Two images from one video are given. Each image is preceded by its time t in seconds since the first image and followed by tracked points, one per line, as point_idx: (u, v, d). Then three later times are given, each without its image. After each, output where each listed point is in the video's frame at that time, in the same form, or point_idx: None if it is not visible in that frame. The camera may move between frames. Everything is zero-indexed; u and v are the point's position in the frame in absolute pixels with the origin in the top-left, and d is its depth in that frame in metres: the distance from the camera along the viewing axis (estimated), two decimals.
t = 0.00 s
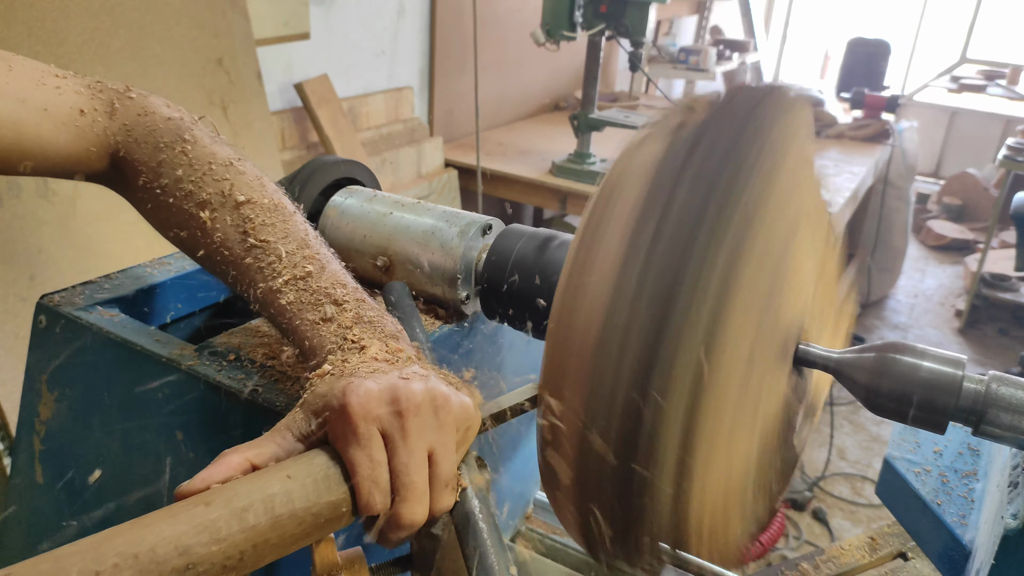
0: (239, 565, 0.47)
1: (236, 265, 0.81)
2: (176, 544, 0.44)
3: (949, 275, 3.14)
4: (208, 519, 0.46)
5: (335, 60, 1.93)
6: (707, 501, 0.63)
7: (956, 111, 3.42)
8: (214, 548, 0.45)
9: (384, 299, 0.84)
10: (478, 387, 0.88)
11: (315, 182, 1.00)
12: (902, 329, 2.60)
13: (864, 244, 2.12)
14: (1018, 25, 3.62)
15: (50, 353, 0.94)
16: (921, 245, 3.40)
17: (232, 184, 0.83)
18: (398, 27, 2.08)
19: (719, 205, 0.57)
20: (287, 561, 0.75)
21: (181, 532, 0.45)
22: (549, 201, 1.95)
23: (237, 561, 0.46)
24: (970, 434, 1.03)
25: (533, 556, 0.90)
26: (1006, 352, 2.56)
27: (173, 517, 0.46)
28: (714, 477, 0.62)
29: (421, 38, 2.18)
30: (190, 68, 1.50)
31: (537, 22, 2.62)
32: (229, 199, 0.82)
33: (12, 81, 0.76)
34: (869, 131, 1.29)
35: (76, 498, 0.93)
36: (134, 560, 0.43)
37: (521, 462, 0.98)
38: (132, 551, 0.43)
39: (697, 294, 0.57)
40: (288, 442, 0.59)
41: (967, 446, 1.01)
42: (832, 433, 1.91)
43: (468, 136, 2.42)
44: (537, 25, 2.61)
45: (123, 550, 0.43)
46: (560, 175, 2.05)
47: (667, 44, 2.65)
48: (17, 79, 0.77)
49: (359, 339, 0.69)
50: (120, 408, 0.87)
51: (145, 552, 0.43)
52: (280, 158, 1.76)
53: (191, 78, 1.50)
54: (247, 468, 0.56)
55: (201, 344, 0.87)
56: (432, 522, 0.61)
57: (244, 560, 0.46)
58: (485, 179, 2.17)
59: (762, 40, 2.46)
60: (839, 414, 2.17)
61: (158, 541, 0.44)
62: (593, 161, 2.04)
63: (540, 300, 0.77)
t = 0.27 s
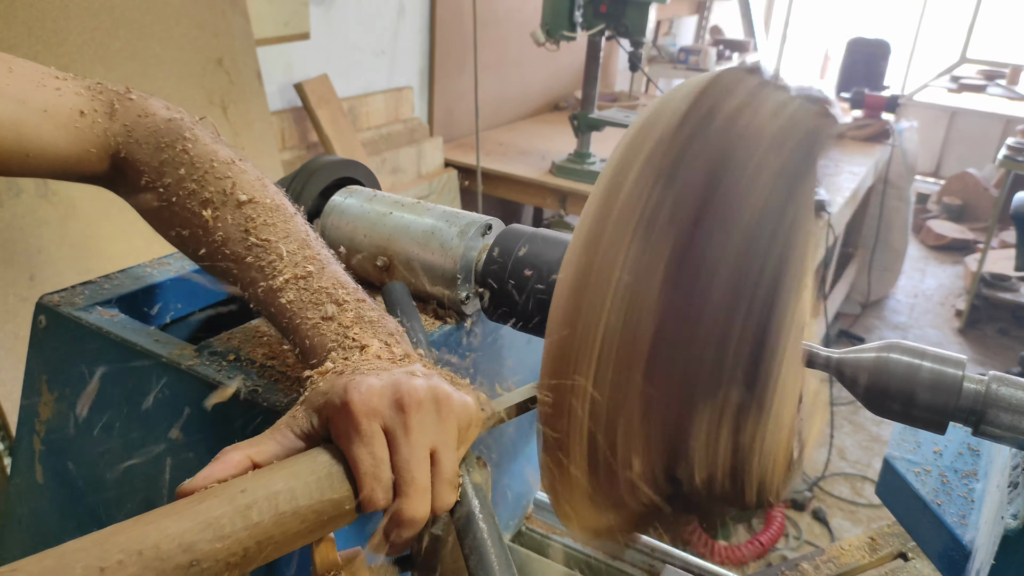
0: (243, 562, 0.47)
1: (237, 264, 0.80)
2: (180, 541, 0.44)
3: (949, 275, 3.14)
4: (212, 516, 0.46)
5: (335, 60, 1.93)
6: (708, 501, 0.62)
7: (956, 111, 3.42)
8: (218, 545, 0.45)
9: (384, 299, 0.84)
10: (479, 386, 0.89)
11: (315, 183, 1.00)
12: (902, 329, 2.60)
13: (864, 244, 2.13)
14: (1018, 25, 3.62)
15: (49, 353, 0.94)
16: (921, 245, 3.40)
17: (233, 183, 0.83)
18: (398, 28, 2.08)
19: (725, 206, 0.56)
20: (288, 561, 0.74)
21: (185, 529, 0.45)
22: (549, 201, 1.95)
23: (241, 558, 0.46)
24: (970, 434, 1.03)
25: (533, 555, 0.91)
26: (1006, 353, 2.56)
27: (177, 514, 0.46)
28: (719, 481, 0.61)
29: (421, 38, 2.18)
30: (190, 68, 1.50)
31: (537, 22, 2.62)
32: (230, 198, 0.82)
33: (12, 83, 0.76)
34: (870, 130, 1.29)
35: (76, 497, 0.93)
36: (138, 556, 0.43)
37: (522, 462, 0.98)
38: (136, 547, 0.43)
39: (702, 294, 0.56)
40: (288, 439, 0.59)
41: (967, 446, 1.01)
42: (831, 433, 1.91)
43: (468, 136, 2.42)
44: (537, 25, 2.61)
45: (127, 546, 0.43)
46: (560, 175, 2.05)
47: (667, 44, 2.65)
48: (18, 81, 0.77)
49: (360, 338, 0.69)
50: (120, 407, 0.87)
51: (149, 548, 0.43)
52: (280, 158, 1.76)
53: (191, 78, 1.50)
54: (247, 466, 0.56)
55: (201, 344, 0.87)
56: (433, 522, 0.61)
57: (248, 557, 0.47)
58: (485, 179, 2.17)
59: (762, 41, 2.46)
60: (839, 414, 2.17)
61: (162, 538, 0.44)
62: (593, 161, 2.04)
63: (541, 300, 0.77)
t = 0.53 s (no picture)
0: (246, 560, 0.47)
1: (238, 264, 0.80)
2: (183, 539, 0.44)
3: (949, 275, 3.14)
4: (215, 514, 0.46)
5: (336, 60, 1.93)
6: (708, 502, 0.62)
7: (957, 111, 3.41)
8: (221, 543, 0.45)
9: (384, 299, 0.84)
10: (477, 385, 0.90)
11: (315, 183, 1.00)
12: (902, 329, 2.60)
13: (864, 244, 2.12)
14: (1018, 26, 3.61)
15: (49, 353, 0.94)
16: (921, 245, 3.40)
17: (234, 184, 0.83)
18: (398, 27, 2.08)
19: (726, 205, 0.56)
20: (287, 561, 0.74)
21: (189, 527, 0.45)
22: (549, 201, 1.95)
23: (244, 556, 0.46)
24: (970, 434, 1.03)
25: (533, 554, 0.90)
26: (1006, 353, 2.56)
27: (179, 512, 0.46)
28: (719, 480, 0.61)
29: (421, 38, 2.18)
30: (191, 67, 1.50)
31: (537, 22, 2.62)
32: (231, 199, 0.82)
33: (12, 85, 0.76)
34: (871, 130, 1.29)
35: (76, 498, 0.93)
36: (141, 553, 0.43)
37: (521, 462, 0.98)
38: (139, 545, 0.43)
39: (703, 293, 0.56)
40: (288, 437, 0.59)
41: (967, 446, 1.01)
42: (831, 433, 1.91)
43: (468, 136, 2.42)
44: (537, 25, 2.61)
45: (130, 543, 0.43)
46: (560, 175, 2.05)
47: (668, 44, 2.65)
48: (18, 83, 0.77)
49: (360, 338, 0.69)
50: (120, 407, 0.87)
51: (152, 546, 0.43)
52: (280, 158, 1.76)
53: (191, 77, 1.50)
54: (248, 464, 0.56)
55: (201, 344, 0.87)
56: (433, 522, 0.60)
57: (251, 555, 0.47)
58: (485, 179, 2.17)
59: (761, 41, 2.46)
60: (839, 414, 2.17)
61: (165, 536, 0.44)
62: (593, 161, 2.04)
63: (541, 301, 0.77)
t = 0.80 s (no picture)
0: (249, 559, 0.47)
1: (237, 264, 0.80)
2: (187, 539, 0.44)
3: (949, 275, 3.14)
4: (218, 513, 0.46)
5: (335, 60, 1.92)
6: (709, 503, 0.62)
7: (957, 111, 3.41)
8: (224, 542, 0.45)
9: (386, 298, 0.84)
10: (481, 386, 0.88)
11: (315, 183, 1.00)
12: (902, 329, 2.60)
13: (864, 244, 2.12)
14: (1018, 26, 3.61)
15: (49, 353, 0.94)
16: (921, 245, 3.40)
17: (233, 184, 0.83)
18: (398, 27, 2.08)
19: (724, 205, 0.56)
20: (288, 560, 0.74)
21: (192, 526, 0.45)
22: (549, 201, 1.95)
23: (247, 555, 0.46)
24: (970, 434, 1.03)
25: (533, 555, 0.91)
26: (1006, 353, 2.56)
27: (182, 512, 0.46)
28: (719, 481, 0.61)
29: (421, 38, 2.18)
30: (191, 67, 1.50)
31: (537, 22, 2.62)
32: (230, 199, 0.82)
33: (10, 85, 0.76)
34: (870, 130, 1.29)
35: (76, 497, 0.93)
36: (145, 553, 0.43)
37: (522, 463, 0.98)
38: (142, 545, 0.43)
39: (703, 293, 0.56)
40: (288, 436, 0.59)
41: (967, 446, 1.01)
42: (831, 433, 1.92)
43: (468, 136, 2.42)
44: (537, 25, 2.61)
45: (133, 543, 0.43)
46: (560, 175, 2.05)
47: (668, 43, 2.64)
48: (16, 83, 0.77)
49: (360, 338, 0.69)
50: (120, 408, 0.87)
51: (155, 545, 0.43)
52: (280, 158, 1.77)
53: (191, 77, 1.50)
54: (248, 463, 0.56)
55: (200, 344, 0.87)
56: (433, 522, 0.60)
57: (254, 555, 0.47)
58: (485, 179, 2.17)
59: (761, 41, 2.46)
60: (839, 414, 2.17)
61: (169, 535, 0.44)
62: (593, 161, 2.04)
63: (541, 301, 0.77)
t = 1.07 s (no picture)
0: (251, 557, 0.47)
1: (236, 264, 0.80)
2: (189, 536, 0.44)
3: (949, 275, 3.14)
4: (220, 511, 0.46)
5: (335, 60, 1.92)
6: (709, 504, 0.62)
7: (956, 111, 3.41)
8: (226, 540, 0.45)
9: (385, 299, 0.84)
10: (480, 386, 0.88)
11: (314, 182, 1.00)
12: (902, 329, 2.60)
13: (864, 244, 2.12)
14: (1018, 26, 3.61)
15: (49, 353, 0.94)
16: (921, 245, 3.40)
17: (232, 184, 0.83)
18: (398, 27, 2.08)
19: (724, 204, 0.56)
20: (287, 560, 0.74)
21: (194, 524, 0.45)
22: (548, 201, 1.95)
23: (249, 552, 0.46)
24: (970, 434, 1.03)
25: (533, 555, 0.91)
26: (1006, 353, 2.56)
27: (184, 509, 0.46)
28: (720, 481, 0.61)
29: (421, 38, 2.18)
30: (191, 67, 1.50)
31: (537, 22, 2.62)
32: (230, 198, 0.82)
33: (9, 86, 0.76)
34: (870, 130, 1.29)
35: (76, 497, 0.93)
36: (147, 551, 0.43)
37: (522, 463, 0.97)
38: (144, 542, 0.43)
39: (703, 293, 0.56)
40: (287, 433, 0.59)
41: (967, 446, 1.01)
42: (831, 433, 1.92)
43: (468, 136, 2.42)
44: (537, 25, 2.61)
45: (135, 541, 0.43)
46: (560, 175, 2.05)
47: (668, 43, 2.64)
48: (15, 83, 0.77)
49: (360, 338, 0.69)
50: (120, 407, 0.87)
51: (158, 543, 0.43)
52: (280, 158, 1.77)
53: (191, 77, 1.50)
54: (248, 461, 0.56)
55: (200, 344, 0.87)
56: (433, 522, 0.60)
57: (256, 553, 0.47)
58: (485, 179, 2.17)
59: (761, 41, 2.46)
60: (839, 414, 2.17)
61: (171, 532, 0.44)
62: (593, 161, 2.04)
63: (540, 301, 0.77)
